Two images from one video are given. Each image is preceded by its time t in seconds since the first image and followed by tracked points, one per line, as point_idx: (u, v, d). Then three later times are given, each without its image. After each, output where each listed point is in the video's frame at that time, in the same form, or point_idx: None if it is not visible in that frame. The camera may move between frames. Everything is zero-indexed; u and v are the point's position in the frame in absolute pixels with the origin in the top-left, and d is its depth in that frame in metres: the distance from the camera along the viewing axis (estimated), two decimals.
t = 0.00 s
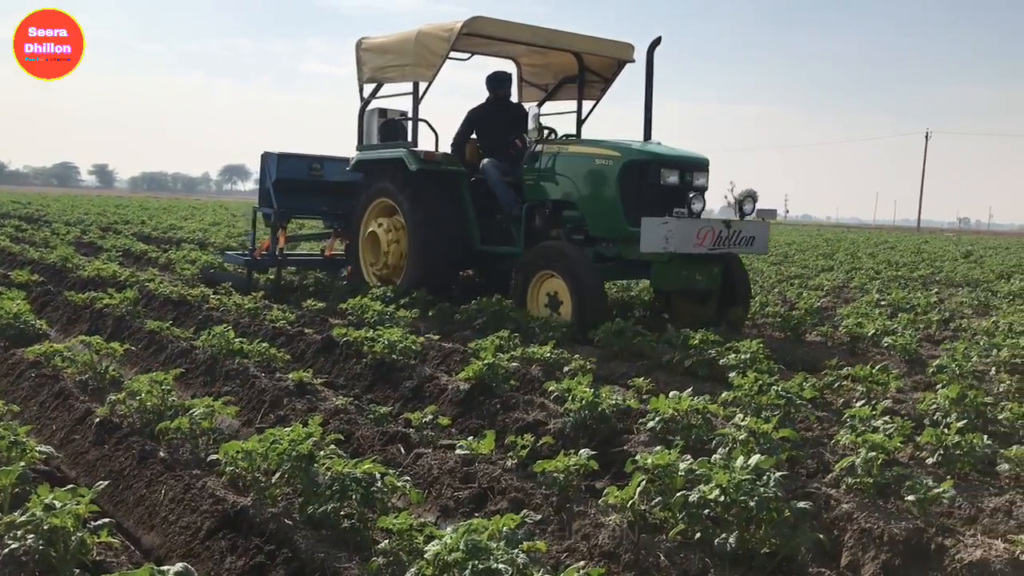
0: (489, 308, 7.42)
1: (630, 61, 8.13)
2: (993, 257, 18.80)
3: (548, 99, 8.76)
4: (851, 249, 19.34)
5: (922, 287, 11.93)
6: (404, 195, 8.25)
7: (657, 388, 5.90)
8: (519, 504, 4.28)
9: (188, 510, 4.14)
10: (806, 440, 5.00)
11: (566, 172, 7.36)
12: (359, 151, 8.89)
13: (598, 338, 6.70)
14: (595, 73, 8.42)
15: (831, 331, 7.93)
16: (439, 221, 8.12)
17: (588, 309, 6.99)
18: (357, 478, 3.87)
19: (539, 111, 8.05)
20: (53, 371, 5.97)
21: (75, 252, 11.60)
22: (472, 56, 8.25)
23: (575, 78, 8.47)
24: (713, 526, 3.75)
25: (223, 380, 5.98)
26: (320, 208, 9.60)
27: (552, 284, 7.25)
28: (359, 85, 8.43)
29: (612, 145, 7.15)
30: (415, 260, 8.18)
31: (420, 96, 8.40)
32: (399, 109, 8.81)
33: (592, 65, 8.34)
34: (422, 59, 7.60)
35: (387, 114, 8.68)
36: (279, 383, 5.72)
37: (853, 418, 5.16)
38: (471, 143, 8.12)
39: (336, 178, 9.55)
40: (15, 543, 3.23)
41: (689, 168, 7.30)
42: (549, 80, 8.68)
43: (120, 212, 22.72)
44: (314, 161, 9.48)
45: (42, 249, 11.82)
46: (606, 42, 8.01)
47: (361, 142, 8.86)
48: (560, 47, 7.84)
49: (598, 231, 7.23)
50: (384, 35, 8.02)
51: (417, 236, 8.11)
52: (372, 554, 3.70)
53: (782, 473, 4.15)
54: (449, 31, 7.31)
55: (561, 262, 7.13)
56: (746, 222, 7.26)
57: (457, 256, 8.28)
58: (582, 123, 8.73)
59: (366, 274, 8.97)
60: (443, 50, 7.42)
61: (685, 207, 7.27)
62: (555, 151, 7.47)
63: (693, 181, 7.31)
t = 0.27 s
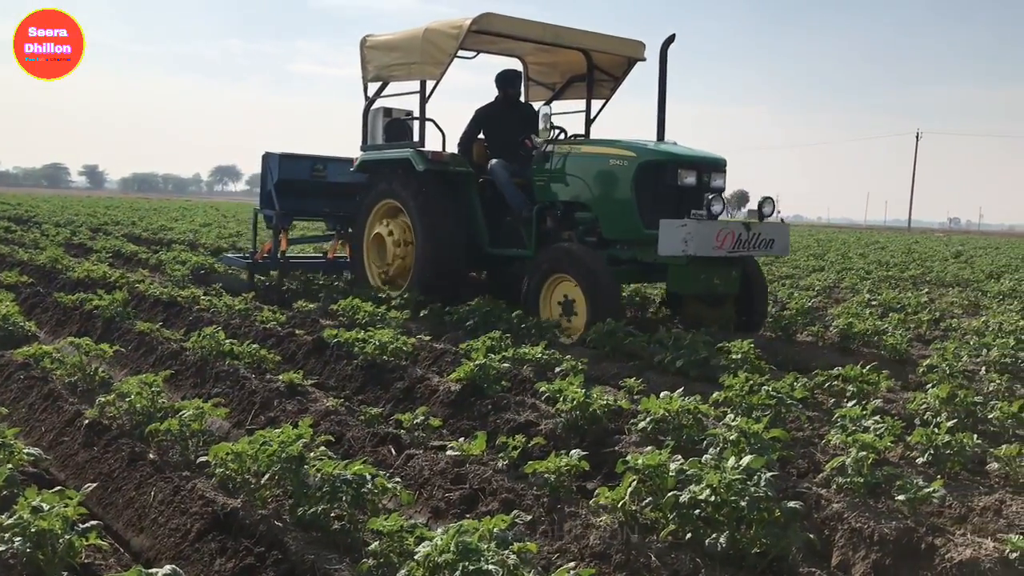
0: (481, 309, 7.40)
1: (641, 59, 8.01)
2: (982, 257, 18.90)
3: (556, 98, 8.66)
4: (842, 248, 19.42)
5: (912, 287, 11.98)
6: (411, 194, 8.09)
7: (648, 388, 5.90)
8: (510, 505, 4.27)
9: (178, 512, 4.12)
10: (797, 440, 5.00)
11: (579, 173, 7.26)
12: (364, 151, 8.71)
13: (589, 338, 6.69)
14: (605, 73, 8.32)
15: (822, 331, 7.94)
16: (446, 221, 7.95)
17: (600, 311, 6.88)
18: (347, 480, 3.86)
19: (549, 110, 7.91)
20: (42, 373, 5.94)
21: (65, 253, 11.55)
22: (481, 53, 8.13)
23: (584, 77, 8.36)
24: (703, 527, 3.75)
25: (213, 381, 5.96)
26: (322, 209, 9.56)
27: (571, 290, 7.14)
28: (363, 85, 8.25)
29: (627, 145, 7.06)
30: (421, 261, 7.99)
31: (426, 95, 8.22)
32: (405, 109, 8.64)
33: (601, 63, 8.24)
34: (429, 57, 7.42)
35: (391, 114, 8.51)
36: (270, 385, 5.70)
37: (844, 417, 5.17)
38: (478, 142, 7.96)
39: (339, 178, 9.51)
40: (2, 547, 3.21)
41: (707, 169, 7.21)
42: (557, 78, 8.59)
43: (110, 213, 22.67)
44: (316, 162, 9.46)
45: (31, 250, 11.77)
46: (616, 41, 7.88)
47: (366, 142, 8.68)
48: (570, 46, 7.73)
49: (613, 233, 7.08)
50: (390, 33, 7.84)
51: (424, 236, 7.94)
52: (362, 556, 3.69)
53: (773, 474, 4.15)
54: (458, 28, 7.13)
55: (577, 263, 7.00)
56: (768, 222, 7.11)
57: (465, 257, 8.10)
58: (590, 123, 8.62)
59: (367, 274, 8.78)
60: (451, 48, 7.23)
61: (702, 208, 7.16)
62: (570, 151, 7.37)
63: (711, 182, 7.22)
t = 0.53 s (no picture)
0: (472, 309, 7.40)
1: (653, 57, 7.92)
2: (970, 258, 18.99)
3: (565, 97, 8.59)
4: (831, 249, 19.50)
5: (902, 287, 12.02)
6: (417, 195, 8.00)
7: (640, 389, 5.90)
8: (501, 505, 4.27)
9: (168, 513, 4.10)
10: (788, 440, 5.01)
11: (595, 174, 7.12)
12: (369, 151, 8.69)
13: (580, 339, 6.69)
14: (615, 70, 8.27)
15: (812, 331, 7.96)
16: (454, 222, 7.85)
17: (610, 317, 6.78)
18: (338, 480, 3.86)
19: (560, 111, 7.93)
20: (31, 374, 5.92)
21: (54, 253, 11.51)
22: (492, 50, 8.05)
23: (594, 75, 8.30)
24: (694, 527, 3.75)
25: (204, 382, 5.94)
26: (325, 210, 9.45)
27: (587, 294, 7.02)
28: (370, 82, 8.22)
29: (645, 146, 6.92)
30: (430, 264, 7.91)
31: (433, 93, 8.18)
32: (411, 107, 8.56)
33: (612, 61, 8.18)
34: (438, 54, 7.38)
35: (397, 113, 8.43)
36: (260, 386, 5.69)
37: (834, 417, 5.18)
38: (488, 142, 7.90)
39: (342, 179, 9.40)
40: None
41: (726, 171, 7.08)
42: (566, 77, 8.53)
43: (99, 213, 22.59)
44: (319, 162, 9.35)
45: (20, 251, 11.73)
46: (628, 37, 7.80)
47: (371, 141, 8.65)
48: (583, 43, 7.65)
49: (628, 235, 6.96)
50: (397, 30, 7.80)
51: (432, 238, 7.85)
52: (353, 556, 3.69)
53: (763, 474, 4.16)
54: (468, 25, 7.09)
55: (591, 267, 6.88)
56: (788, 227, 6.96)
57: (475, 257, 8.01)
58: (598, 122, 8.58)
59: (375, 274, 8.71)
60: (461, 45, 7.18)
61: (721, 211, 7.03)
62: (585, 151, 7.24)
63: (730, 185, 7.09)
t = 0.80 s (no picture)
0: (462, 310, 7.39)
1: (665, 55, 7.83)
2: (957, 258, 19.08)
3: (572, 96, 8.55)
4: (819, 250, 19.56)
5: (890, 288, 12.08)
6: (424, 198, 7.90)
7: (629, 389, 5.91)
8: (490, 507, 4.27)
9: (155, 516, 4.09)
10: (776, 440, 5.03)
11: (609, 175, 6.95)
12: (373, 151, 8.53)
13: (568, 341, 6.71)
14: (625, 70, 8.21)
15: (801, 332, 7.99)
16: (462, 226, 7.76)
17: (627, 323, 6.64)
18: (326, 483, 3.85)
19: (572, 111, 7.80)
20: (18, 376, 5.89)
21: (41, 253, 11.46)
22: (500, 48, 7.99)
23: (601, 75, 8.27)
24: (682, 528, 3.76)
25: (192, 383, 5.93)
26: (327, 212, 9.27)
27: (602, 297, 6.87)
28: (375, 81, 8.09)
29: (661, 147, 6.75)
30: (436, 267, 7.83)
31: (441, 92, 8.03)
32: (416, 107, 8.44)
33: (621, 60, 8.12)
34: (445, 52, 7.23)
35: (403, 112, 8.30)
36: (249, 388, 5.68)
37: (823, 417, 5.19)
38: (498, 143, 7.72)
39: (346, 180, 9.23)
40: None
41: (745, 172, 6.90)
42: (573, 76, 8.47)
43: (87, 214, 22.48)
44: (323, 162, 9.16)
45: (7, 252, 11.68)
46: (642, 37, 7.72)
47: (375, 142, 8.51)
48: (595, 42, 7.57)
49: (643, 238, 6.80)
50: (404, 28, 7.65)
51: (439, 242, 7.77)
52: (341, 558, 3.68)
53: (751, 475, 4.17)
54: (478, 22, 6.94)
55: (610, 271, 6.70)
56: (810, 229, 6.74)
57: (482, 261, 7.92)
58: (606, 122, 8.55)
59: (378, 275, 8.63)
60: (472, 43, 7.04)
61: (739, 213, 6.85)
62: (598, 151, 7.07)
63: (748, 186, 6.91)
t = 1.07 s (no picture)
0: (450, 310, 7.38)
1: (674, 53, 7.75)
2: (943, 258, 19.17)
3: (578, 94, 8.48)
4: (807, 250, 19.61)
5: (877, 288, 12.12)
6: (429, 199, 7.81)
7: (617, 389, 5.91)
8: (478, 507, 4.26)
9: (142, 517, 4.07)
10: (763, 440, 5.04)
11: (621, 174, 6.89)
12: (375, 151, 8.47)
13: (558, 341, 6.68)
14: (632, 67, 8.15)
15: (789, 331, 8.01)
16: (468, 226, 7.66)
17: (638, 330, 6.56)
18: (313, 484, 3.83)
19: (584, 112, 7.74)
20: (3, 377, 5.86)
21: (26, 254, 11.40)
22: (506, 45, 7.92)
23: (608, 72, 8.18)
24: (670, 527, 3.76)
25: (179, 384, 5.90)
26: (328, 212, 9.14)
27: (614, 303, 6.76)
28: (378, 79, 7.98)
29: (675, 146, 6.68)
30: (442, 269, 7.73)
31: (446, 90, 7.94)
32: (421, 107, 8.31)
33: (629, 58, 8.05)
34: (451, 49, 7.11)
35: (406, 111, 8.20)
36: (236, 388, 5.66)
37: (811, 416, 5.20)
38: (507, 143, 7.73)
39: (347, 181, 9.07)
40: None
41: (762, 172, 6.80)
42: (579, 74, 8.40)
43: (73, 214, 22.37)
44: (323, 162, 9.01)
45: None
46: (650, 33, 7.69)
47: (378, 141, 8.43)
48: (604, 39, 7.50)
49: (656, 239, 6.73)
50: (407, 25, 7.54)
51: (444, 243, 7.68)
52: (328, 559, 3.67)
53: (738, 474, 4.18)
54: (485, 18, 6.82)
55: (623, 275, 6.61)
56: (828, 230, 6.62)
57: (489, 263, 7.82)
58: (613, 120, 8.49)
59: (380, 280, 8.50)
60: (477, 40, 6.92)
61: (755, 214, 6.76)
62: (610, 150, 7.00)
63: (765, 186, 6.81)
